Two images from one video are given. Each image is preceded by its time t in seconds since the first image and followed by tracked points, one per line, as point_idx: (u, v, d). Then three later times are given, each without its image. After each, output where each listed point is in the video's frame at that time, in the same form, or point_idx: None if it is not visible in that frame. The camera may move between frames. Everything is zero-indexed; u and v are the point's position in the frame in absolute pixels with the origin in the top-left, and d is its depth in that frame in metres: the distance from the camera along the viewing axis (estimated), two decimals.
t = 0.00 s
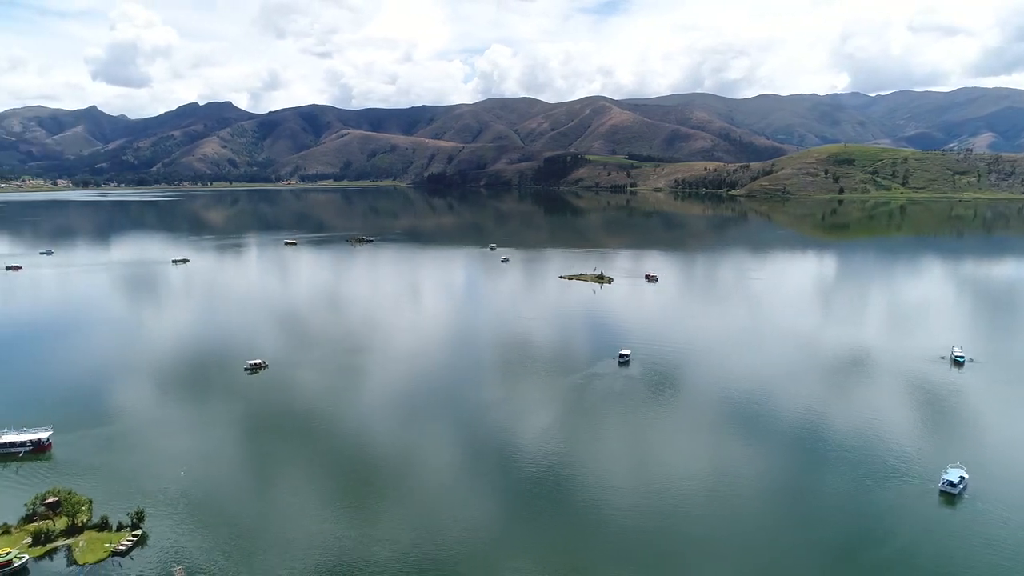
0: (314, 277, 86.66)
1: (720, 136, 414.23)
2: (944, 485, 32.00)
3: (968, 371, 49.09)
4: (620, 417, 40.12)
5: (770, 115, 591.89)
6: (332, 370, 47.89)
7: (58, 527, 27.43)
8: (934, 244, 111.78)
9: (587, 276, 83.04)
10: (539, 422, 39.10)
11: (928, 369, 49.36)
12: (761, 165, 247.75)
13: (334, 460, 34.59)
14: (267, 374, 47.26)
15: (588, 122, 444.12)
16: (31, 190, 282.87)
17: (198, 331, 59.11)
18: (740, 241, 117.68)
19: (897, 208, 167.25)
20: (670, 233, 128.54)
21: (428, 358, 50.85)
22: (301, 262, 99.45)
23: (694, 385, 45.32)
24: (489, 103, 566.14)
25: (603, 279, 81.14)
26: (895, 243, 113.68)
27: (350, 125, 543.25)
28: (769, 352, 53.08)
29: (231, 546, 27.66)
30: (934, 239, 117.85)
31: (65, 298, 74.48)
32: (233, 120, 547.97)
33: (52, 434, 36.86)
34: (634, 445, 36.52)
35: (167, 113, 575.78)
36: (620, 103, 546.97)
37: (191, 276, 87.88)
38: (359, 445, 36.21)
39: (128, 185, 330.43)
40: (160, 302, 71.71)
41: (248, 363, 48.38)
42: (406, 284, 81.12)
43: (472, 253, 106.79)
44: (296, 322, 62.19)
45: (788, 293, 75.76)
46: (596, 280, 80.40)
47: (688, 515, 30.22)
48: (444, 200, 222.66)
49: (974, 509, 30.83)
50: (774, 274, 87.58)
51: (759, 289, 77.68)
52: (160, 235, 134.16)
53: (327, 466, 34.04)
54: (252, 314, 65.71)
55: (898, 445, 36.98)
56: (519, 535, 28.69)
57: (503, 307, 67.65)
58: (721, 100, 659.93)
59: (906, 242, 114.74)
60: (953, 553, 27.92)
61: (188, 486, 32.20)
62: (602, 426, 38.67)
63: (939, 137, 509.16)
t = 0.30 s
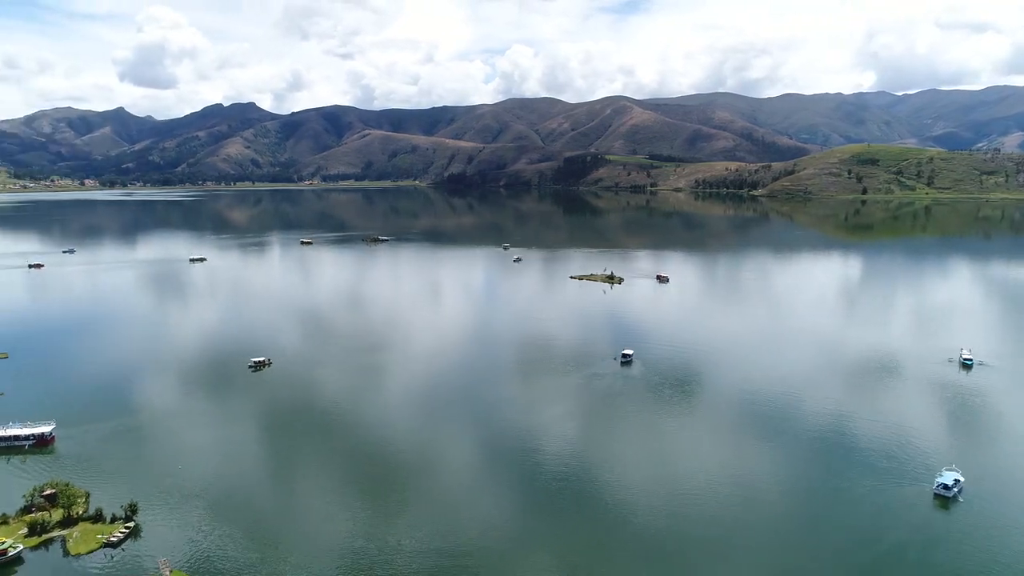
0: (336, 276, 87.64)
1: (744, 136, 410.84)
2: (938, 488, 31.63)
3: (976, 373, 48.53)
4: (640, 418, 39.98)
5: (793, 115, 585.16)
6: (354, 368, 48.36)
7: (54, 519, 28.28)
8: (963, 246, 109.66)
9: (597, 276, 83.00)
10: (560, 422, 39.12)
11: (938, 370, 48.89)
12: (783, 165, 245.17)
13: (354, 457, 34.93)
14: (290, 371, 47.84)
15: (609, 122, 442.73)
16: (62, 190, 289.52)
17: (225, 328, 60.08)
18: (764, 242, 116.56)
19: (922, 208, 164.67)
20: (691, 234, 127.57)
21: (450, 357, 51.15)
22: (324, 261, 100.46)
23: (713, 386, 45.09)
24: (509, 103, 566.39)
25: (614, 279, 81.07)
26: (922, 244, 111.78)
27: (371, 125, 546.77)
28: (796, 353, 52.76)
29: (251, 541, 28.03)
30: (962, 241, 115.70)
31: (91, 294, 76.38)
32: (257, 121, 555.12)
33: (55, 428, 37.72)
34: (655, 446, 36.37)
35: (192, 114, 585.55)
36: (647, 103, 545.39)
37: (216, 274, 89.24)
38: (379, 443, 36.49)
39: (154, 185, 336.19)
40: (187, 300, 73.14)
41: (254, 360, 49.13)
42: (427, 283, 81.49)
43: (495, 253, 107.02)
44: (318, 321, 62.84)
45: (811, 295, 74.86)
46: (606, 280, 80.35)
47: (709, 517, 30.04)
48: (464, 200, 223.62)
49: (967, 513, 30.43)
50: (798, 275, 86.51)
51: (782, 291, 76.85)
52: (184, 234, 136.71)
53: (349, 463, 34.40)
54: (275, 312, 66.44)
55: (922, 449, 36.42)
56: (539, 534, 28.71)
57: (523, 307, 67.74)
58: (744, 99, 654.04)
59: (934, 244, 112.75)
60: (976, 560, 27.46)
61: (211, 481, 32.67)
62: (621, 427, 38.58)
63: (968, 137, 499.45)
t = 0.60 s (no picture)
0: (354, 275, 88.40)
1: (762, 135, 407.83)
2: (925, 490, 31.57)
3: (978, 375, 48.06)
4: (657, 419, 39.88)
5: (812, 114, 579.89)
6: (369, 367, 48.65)
7: (45, 511, 28.71)
8: (986, 247, 108.18)
9: (603, 276, 83.03)
10: (575, 423, 39.13)
11: (941, 372, 48.63)
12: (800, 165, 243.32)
13: (369, 456, 35.12)
14: (307, 369, 48.24)
15: (625, 122, 441.56)
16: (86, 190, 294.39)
17: (245, 326, 60.81)
18: (782, 243, 115.60)
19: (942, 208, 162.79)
20: (709, 234, 126.69)
21: (467, 356, 51.32)
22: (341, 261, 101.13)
23: (730, 387, 44.92)
24: (524, 103, 566.29)
25: (620, 279, 81.04)
26: (945, 245, 110.39)
27: (386, 125, 549.02)
28: (818, 355, 52.53)
29: (264, 538, 28.27)
30: (986, 242, 114.05)
31: (111, 292, 77.75)
32: (274, 121, 559.80)
33: (54, 423, 38.43)
34: (671, 447, 36.28)
35: (211, 115, 591.82)
36: (664, 103, 543.36)
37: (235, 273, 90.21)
38: (395, 442, 36.70)
39: (174, 184, 340.26)
40: (205, 299, 73.89)
41: (252, 358, 49.54)
42: (443, 283, 81.72)
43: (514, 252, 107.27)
44: (333, 320, 63.37)
45: (830, 296, 74.14)
46: (611, 280, 80.33)
47: (725, 520, 29.88)
48: (479, 200, 224.10)
49: (955, 515, 30.28)
50: (819, 276, 85.64)
51: (801, 292, 76.21)
52: (203, 233, 138.60)
53: (365, 461, 34.61)
54: (291, 311, 67.01)
55: (941, 453, 35.96)
56: (554, 535, 28.70)
57: (539, 307, 67.75)
58: (762, 99, 649.34)
59: (957, 244, 111.35)
60: (997, 568, 27.06)
61: (227, 478, 32.98)
62: (638, 427, 38.54)
63: (991, 137, 492.12)
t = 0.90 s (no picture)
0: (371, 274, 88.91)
1: (780, 135, 404.60)
2: (911, 492, 31.43)
3: (978, 377, 47.72)
4: (673, 419, 39.77)
5: (831, 113, 574.31)
6: (384, 367, 48.92)
7: (36, 505, 29.56)
8: (1010, 248, 106.59)
9: (608, 276, 83.06)
10: (590, 423, 39.10)
11: (942, 374, 48.23)
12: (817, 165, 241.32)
13: (383, 454, 35.31)
14: (323, 368, 48.62)
15: (641, 122, 440.06)
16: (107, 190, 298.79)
17: (262, 324, 61.45)
18: (800, 243, 114.64)
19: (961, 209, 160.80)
20: (725, 234, 125.93)
21: (482, 357, 51.36)
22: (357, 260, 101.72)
23: (746, 388, 44.71)
24: (540, 103, 565.82)
25: (625, 279, 80.90)
26: (967, 246, 108.94)
27: (401, 125, 550.85)
28: (836, 356, 52.12)
29: (278, 535, 28.52)
30: (1009, 243, 112.38)
31: (133, 290, 79.10)
32: (290, 121, 563.73)
33: (50, 418, 39.18)
34: (688, 448, 36.22)
35: (228, 115, 597.15)
36: (680, 103, 540.68)
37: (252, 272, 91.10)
38: (410, 440, 36.91)
39: (192, 184, 343.82)
40: (224, 297, 74.67)
41: (251, 355, 50.07)
42: (458, 283, 81.94)
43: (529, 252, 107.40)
44: (348, 318, 63.79)
45: (849, 297, 73.44)
46: (616, 280, 80.28)
47: (739, 522, 29.75)
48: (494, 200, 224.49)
49: (939, 517, 30.19)
50: (838, 278, 84.81)
51: (819, 293, 75.50)
52: (221, 232, 140.31)
53: (380, 459, 34.84)
54: (308, 309, 67.55)
55: (960, 458, 35.54)
56: (568, 534, 28.73)
57: (552, 307, 67.78)
58: (779, 98, 644.17)
59: (980, 246, 109.84)
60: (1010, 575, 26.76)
61: (242, 474, 33.33)
62: (654, 428, 38.46)
63: (1014, 136, 484.60)
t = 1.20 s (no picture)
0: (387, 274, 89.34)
1: (796, 135, 401.38)
2: (895, 492, 31.33)
3: (977, 379, 47.24)
4: (686, 421, 39.62)
5: (847, 112, 569.41)
6: (398, 366, 49.02)
7: (26, 498, 30.21)
8: None
9: (612, 276, 83.12)
10: (602, 423, 39.10)
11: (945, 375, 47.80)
12: (832, 164, 239.37)
13: (397, 454, 35.37)
14: (337, 367, 48.78)
15: (654, 122, 438.71)
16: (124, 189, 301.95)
17: (277, 323, 61.77)
18: (816, 244, 113.64)
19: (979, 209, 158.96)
20: (740, 235, 125.11)
21: (495, 357, 51.37)
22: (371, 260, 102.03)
23: (760, 390, 44.46)
24: (553, 103, 565.00)
25: (628, 279, 81.07)
26: (987, 247, 107.69)
27: (414, 125, 551.98)
28: (848, 358, 51.84)
29: (288, 532, 28.72)
30: None
31: (150, 289, 80.01)
32: (303, 121, 567.15)
33: (45, 414, 39.97)
34: (703, 449, 36.06)
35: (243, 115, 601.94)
36: (694, 103, 538.59)
37: (267, 272, 91.58)
38: (422, 439, 37.07)
39: (207, 184, 346.60)
40: (239, 296, 75.32)
41: (248, 353, 50.64)
42: (471, 283, 81.96)
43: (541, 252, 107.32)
44: (362, 318, 63.95)
45: (866, 299, 72.75)
46: (620, 280, 80.42)
47: (754, 524, 29.56)
48: (507, 200, 224.68)
49: (920, 519, 29.96)
50: (856, 279, 83.99)
51: (835, 294, 74.80)
52: (237, 232, 141.56)
53: (391, 458, 35.02)
54: (323, 309, 67.80)
55: (978, 461, 35.17)
56: (581, 536, 28.67)
57: (567, 307, 67.81)
58: (795, 97, 639.62)
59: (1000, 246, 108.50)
60: None
61: (256, 474, 33.47)
62: (668, 429, 38.35)
63: None
